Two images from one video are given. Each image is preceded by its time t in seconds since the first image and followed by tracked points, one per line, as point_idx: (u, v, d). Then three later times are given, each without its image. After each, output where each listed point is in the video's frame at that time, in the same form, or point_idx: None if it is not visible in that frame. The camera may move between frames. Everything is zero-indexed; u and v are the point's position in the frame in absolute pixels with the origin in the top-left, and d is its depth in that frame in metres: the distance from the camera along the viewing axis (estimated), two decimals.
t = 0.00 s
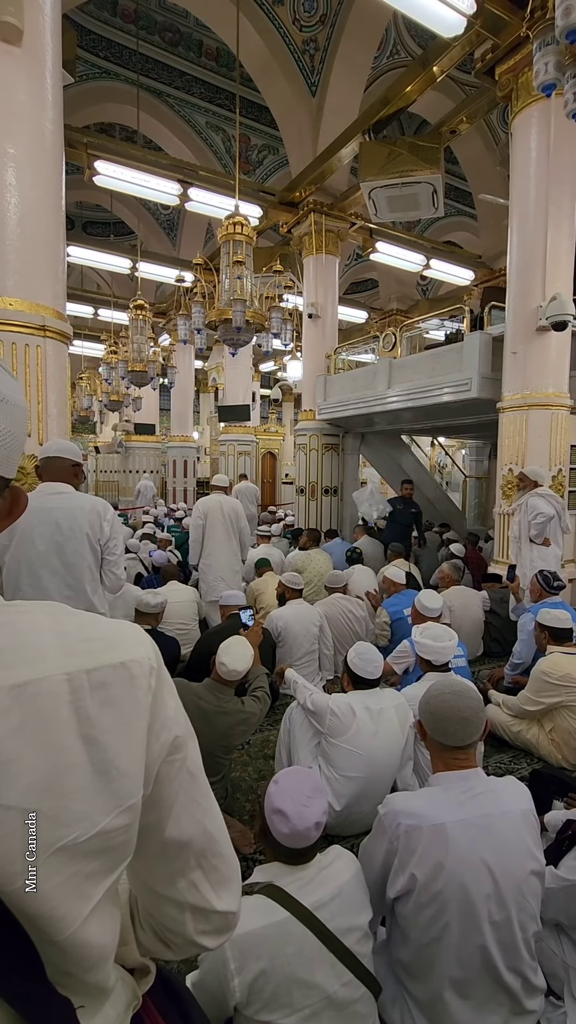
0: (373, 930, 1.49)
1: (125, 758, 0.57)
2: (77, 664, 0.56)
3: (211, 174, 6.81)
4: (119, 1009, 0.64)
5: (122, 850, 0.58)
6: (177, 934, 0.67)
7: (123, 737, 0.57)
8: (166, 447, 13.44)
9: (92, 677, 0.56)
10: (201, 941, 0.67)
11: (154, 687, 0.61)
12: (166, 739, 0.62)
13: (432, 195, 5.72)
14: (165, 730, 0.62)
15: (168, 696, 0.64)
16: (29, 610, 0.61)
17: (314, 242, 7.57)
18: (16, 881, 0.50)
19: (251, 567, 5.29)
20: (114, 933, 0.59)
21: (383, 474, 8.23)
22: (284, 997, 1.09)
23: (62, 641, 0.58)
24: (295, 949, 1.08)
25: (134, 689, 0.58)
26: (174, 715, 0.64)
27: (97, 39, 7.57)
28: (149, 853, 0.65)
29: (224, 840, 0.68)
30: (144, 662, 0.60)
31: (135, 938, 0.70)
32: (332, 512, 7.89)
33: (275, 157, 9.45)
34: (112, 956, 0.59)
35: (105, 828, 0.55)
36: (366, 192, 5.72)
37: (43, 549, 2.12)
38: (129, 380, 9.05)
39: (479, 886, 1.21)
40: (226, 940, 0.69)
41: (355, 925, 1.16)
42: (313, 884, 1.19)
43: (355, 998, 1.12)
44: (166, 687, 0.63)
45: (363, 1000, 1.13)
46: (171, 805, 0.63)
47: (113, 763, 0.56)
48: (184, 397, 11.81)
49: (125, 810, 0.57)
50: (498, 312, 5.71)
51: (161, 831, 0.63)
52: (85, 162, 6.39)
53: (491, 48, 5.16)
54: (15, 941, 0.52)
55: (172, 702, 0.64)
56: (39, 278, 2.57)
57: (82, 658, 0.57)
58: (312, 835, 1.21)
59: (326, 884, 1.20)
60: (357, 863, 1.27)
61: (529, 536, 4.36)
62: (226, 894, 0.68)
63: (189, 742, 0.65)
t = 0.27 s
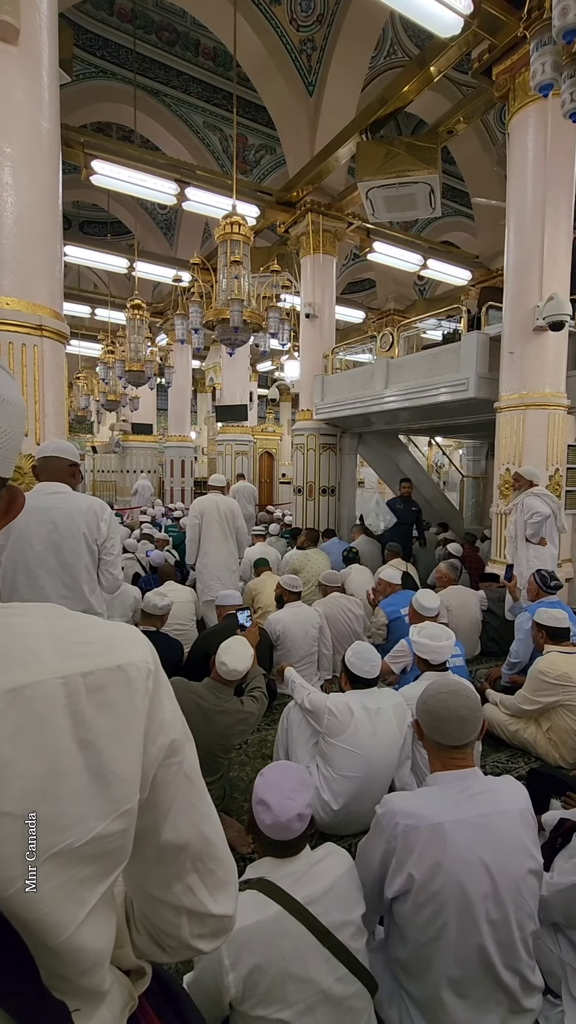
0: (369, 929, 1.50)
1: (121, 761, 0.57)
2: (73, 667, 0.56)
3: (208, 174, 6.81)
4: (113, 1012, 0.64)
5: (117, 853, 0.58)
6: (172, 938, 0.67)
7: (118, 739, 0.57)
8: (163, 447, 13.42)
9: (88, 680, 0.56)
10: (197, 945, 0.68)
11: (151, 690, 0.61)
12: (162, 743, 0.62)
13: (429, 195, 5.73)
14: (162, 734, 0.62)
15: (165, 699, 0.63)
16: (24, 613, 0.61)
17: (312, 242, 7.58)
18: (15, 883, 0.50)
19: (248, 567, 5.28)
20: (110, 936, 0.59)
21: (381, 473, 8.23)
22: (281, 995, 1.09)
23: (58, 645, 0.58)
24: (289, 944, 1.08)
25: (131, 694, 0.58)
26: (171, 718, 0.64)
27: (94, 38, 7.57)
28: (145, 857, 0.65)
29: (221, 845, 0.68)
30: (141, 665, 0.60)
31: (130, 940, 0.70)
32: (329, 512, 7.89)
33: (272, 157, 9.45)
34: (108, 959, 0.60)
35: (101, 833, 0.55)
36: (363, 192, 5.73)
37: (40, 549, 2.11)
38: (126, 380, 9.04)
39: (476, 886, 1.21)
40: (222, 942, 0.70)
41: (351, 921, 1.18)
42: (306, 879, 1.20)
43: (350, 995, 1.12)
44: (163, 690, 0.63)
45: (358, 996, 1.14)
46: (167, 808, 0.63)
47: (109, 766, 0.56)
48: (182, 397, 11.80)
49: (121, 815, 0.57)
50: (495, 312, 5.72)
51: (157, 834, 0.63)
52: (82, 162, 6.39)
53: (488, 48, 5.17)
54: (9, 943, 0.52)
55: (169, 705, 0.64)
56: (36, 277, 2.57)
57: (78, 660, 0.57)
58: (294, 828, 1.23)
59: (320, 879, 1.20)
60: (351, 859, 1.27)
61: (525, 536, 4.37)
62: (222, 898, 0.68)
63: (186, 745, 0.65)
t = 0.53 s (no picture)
0: (369, 928, 1.49)
1: (119, 761, 0.57)
2: (71, 667, 0.56)
3: (206, 174, 6.81)
4: (114, 1011, 0.64)
5: (116, 854, 0.57)
6: (173, 937, 0.67)
7: (117, 738, 0.57)
8: (161, 447, 13.42)
9: (87, 680, 0.56)
10: (198, 943, 0.68)
11: (149, 689, 0.61)
12: (161, 742, 0.61)
13: (427, 195, 5.74)
14: (161, 733, 0.62)
15: (164, 698, 0.63)
16: (22, 613, 0.60)
17: (310, 242, 7.58)
18: (16, 883, 0.50)
19: (246, 567, 5.28)
20: (110, 936, 0.59)
21: (379, 473, 8.23)
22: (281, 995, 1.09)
23: (56, 644, 0.58)
24: (272, 926, 1.08)
25: (129, 693, 0.58)
26: (170, 717, 0.64)
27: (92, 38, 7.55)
28: (145, 856, 0.65)
29: (221, 843, 0.68)
30: (139, 665, 0.60)
31: (130, 938, 0.70)
32: (327, 512, 7.90)
33: (270, 157, 9.45)
34: (107, 959, 0.60)
35: (100, 832, 0.55)
36: (361, 192, 5.73)
37: (37, 549, 2.11)
38: (124, 380, 9.03)
39: (475, 885, 1.21)
40: (223, 940, 0.70)
41: (333, 903, 1.18)
42: (288, 863, 1.21)
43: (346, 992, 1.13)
44: (162, 689, 0.63)
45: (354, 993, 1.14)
46: (166, 806, 0.63)
47: (108, 766, 0.56)
48: (180, 397, 11.80)
49: (120, 814, 0.56)
50: (493, 312, 5.73)
51: (156, 833, 0.63)
52: (79, 162, 6.38)
53: (485, 48, 5.17)
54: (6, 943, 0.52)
55: (168, 703, 0.64)
56: (33, 277, 2.56)
57: (76, 659, 0.57)
58: (263, 815, 1.23)
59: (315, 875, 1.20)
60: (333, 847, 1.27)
61: (522, 536, 4.37)
62: (222, 896, 0.68)
63: (185, 744, 0.65)
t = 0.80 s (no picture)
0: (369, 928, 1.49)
1: (117, 762, 0.57)
2: (69, 667, 0.56)
3: (204, 174, 6.80)
4: (112, 1012, 0.64)
5: (114, 855, 0.58)
6: (171, 937, 0.67)
7: (114, 739, 0.57)
8: (160, 447, 13.41)
9: (84, 681, 0.56)
10: (196, 943, 0.68)
11: (147, 690, 0.61)
12: (159, 742, 0.62)
13: (425, 195, 5.74)
14: (159, 733, 0.62)
15: (162, 698, 0.63)
16: (20, 614, 0.61)
17: (308, 242, 7.58)
18: (16, 883, 0.50)
19: (245, 567, 5.28)
20: (107, 937, 0.59)
21: (378, 473, 8.22)
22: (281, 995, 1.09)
23: (54, 644, 0.58)
24: (267, 924, 1.08)
25: (127, 694, 0.58)
26: (168, 718, 0.64)
27: (89, 38, 7.54)
28: (143, 856, 0.65)
29: (219, 844, 0.68)
30: (137, 666, 0.60)
31: (129, 939, 0.70)
32: (326, 512, 7.90)
33: (268, 158, 9.45)
34: (106, 960, 0.60)
35: (98, 833, 0.55)
36: (359, 192, 5.74)
37: (35, 551, 2.11)
38: (122, 380, 9.02)
39: (474, 885, 1.21)
40: (222, 940, 0.70)
41: (329, 901, 1.17)
42: (281, 862, 1.20)
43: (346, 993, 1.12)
44: (160, 690, 0.63)
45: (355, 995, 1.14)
46: (164, 807, 0.63)
47: (106, 768, 0.56)
48: (178, 397, 11.79)
49: (118, 815, 0.56)
50: (491, 312, 5.74)
51: (154, 834, 0.63)
52: (77, 162, 6.37)
53: (483, 48, 5.17)
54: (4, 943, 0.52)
55: (166, 704, 0.64)
56: (31, 278, 2.56)
57: (74, 660, 0.57)
58: (263, 814, 1.23)
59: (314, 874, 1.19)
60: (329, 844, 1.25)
61: (520, 536, 4.38)
62: (220, 897, 0.68)
63: (183, 745, 0.65)
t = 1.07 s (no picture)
0: (368, 929, 1.50)
1: (114, 765, 0.57)
2: (65, 670, 0.56)
3: (201, 175, 6.81)
4: (108, 1014, 0.64)
5: (110, 858, 0.58)
6: (167, 940, 0.67)
7: (111, 742, 0.57)
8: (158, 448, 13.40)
9: (81, 683, 0.56)
10: (192, 946, 0.68)
11: (144, 693, 0.61)
12: (156, 745, 0.62)
13: (422, 195, 5.74)
14: (156, 736, 0.62)
15: (159, 701, 0.63)
16: (18, 616, 0.61)
17: (306, 242, 7.58)
18: (15, 883, 0.51)
19: (245, 567, 5.28)
20: (103, 941, 0.59)
21: (376, 473, 8.21)
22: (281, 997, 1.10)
23: (51, 647, 0.58)
24: (267, 927, 1.08)
25: (124, 696, 0.58)
26: (165, 721, 0.64)
27: (86, 39, 7.54)
28: (139, 859, 0.65)
29: (215, 846, 0.68)
30: (134, 669, 0.60)
31: (125, 942, 0.70)
32: (325, 512, 7.91)
33: (266, 158, 9.46)
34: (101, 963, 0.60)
35: (94, 836, 0.55)
36: (357, 193, 5.75)
37: (32, 552, 2.11)
38: (120, 381, 9.01)
39: (473, 886, 1.21)
40: (218, 943, 0.70)
41: (343, 916, 1.17)
42: (299, 875, 1.19)
43: (349, 995, 1.12)
44: (157, 693, 0.63)
45: (358, 998, 1.14)
46: (160, 810, 0.63)
47: (102, 771, 0.56)
48: (177, 397, 11.79)
49: (114, 817, 0.57)
50: (488, 312, 5.75)
51: (151, 836, 0.63)
52: (74, 162, 6.37)
53: (479, 49, 5.18)
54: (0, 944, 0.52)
55: (163, 707, 0.64)
56: (29, 278, 2.55)
57: (71, 662, 0.57)
58: (291, 826, 1.21)
59: (316, 878, 1.19)
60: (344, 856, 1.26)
61: (518, 535, 4.38)
62: (217, 900, 0.68)
63: (180, 747, 0.65)
